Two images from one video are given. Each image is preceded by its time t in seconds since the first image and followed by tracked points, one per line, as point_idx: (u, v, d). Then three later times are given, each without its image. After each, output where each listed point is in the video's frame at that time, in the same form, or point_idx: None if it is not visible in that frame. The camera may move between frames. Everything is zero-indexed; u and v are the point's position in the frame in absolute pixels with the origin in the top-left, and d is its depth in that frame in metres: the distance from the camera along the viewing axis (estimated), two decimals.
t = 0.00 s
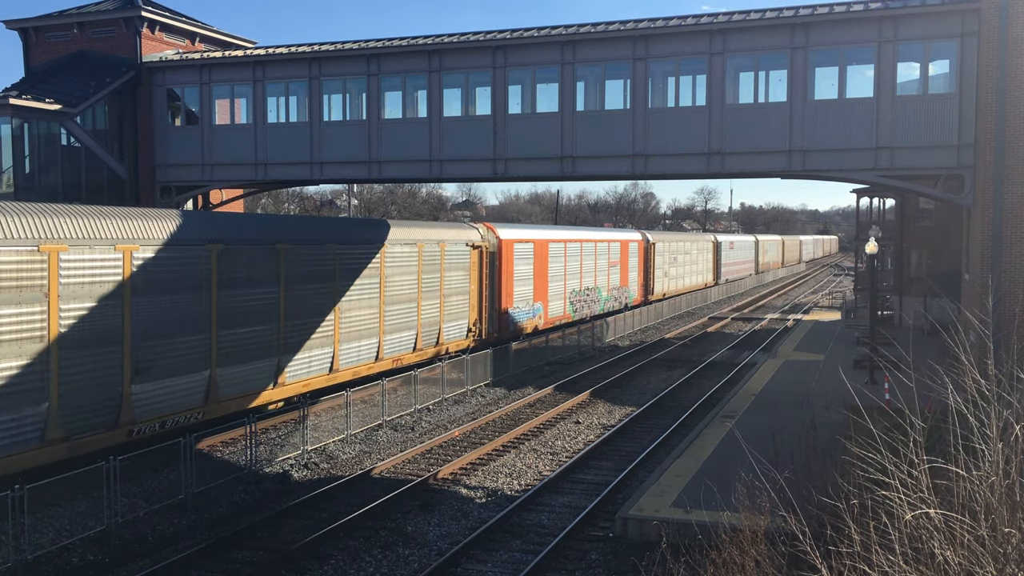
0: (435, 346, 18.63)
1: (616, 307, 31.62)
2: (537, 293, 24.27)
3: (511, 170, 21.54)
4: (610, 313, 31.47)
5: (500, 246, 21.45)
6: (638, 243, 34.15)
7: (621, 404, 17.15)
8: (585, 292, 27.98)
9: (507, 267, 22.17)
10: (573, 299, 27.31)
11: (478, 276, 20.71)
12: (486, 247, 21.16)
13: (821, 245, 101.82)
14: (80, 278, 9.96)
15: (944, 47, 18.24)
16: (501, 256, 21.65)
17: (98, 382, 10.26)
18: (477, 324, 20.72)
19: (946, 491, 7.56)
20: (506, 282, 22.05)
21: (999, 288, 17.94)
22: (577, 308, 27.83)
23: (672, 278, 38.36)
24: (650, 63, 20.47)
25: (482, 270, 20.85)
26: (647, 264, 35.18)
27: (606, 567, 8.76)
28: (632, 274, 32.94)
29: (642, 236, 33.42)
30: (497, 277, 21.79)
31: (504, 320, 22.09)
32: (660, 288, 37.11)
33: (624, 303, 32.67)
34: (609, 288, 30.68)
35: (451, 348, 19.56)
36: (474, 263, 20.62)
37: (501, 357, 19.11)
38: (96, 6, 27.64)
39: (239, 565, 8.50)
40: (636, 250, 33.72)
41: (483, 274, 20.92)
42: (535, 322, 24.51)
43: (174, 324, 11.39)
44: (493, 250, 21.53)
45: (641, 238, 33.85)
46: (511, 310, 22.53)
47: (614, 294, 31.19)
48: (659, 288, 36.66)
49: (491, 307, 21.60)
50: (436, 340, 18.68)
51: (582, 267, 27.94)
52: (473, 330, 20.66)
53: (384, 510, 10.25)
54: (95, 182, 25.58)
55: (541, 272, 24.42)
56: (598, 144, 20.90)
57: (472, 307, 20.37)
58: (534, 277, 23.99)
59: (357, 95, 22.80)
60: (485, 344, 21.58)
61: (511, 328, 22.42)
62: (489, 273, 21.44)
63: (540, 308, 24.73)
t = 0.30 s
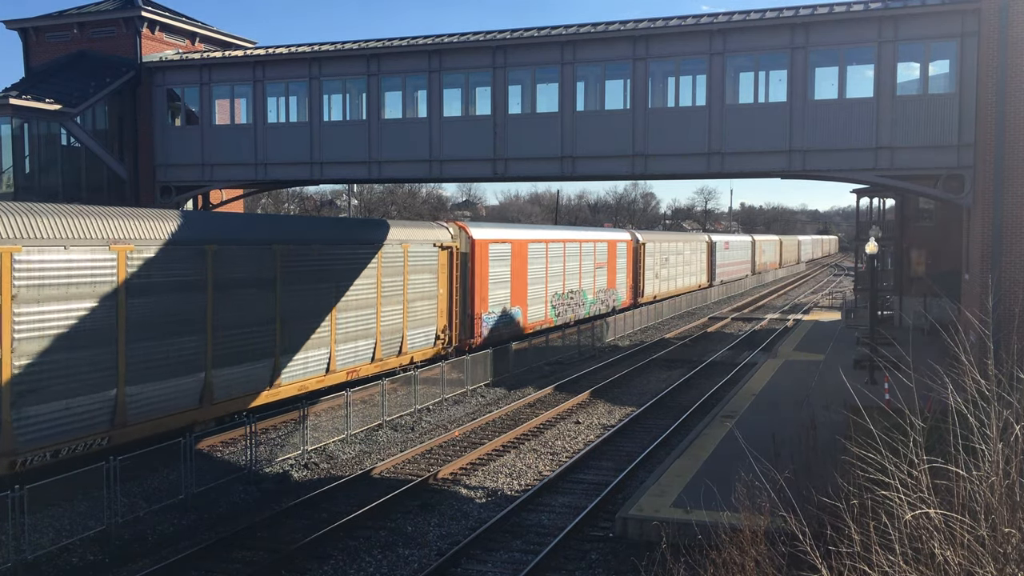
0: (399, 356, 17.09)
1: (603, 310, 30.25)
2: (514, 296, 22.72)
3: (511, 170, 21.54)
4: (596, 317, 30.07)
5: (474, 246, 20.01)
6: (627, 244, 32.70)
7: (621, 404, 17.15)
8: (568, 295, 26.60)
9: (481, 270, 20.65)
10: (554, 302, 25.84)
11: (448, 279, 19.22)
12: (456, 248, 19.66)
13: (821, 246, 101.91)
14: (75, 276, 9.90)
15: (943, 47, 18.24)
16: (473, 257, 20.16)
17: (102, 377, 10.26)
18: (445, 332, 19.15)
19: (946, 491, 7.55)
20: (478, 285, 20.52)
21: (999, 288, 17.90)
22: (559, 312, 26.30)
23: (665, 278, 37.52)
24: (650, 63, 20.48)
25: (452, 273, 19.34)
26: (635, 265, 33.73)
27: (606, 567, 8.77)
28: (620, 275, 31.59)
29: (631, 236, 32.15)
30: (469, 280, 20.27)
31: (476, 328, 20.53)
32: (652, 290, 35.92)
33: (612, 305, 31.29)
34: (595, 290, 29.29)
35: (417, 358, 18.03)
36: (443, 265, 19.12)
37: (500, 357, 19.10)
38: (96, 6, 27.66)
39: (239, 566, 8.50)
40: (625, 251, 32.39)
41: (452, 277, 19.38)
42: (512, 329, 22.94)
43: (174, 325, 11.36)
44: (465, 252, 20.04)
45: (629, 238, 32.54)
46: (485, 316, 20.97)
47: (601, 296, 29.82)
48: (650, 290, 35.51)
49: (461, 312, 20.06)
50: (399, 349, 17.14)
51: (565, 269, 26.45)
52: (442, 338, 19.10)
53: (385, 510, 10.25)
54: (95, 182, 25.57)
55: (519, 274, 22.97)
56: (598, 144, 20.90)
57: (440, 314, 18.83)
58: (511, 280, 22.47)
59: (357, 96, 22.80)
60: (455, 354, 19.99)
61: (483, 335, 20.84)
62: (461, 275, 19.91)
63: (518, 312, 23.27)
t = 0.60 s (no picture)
0: (353, 368, 15.64)
1: (587, 314, 28.84)
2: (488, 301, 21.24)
3: (511, 170, 21.54)
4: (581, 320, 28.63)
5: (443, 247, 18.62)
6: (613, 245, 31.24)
7: (621, 404, 17.16)
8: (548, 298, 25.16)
9: (451, 273, 19.22)
10: (533, 306, 24.35)
11: (413, 283, 17.78)
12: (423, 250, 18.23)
13: (821, 246, 101.94)
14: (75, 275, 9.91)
15: (943, 47, 18.24)
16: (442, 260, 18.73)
17: (95, 378, 10.24)
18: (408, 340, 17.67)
19: (946, 491, 7.55)
20: (448, 289, 19.06)
21: (999, 288, 17.80)
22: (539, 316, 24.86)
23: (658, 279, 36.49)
24: (650, 63, 20.47)
25: (417, 276, 17.91)
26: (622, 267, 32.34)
27: (606, 567, 8.76)
28: (607, 277, 30.24)
29: (618, 237, 30.83)
30: (437, 283, 18.82)
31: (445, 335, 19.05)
32: (642, 293, 34.70)
33: (597, 308, 29.87)
34: (579, 293, 27.89)
35: (375, 369, 16.57)
36: (408, 267, 17.69)
37: (500, 357, 19.11)
38: (96, 6, 27.65)
39: (239, 566, 8.50)
40: (613, 251, 31.03)
41: (417, 280, 17.93)
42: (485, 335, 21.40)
43: (176, 326, 11.42)
44: (433, 254, 18.63)
45: (616, 238, 31.21)
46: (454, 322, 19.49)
47: (585, 298, 28.39)
48: (640, 291, 34.30)
49: (428, 318, 18.60)
50: (353, 359, 15.66)
51: (546, 271, 25.03)
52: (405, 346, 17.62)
53: (385, 510, 10.26)
54: (95, 182, 25.55)
55: (495, 277, 21.53)
56: (598, 144, 20.90)
57: (402, 321, 17.36)
58: (484, 283, 21.00)
59: (357, 95, 22.79)
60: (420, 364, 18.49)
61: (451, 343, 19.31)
62: (428, 279, 18.49)
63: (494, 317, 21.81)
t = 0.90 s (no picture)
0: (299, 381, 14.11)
1: (570, 318, 27.33)
2: (459, 306, 19.65)
3: (511, 170, 21.54)
4: (566, 323, 27.23)
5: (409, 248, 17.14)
6: (599, 245, 29.72)
7: (621, 404, 17.16)
8: (528, 301, 23.68)
9: (417, 277, 17.60)
10: (510, 311, 22.76)
11: (371, 288, 16.24)
12: (384, 252, 16.62)
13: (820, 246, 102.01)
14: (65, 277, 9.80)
15: (944, 47, 18.23)
16: (406, 262, 17.10)
17: (96, 378, 10.24)
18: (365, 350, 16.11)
19: (946, 491, 7.54)
20: (413, 294, 17.48)
21: (999, 289, 17.71)
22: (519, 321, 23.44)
23: (650, 281, 35.28)
24: (650, 63, 20.47)
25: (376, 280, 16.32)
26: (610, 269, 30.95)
27: (606, 567, 8.76)
28: (592, 279, 28.76)
29: (604, 237, 29.41)
30: (401, 287, 17.20)
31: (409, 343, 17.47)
32: (633, 295, 33.47)
33: (581, 312, 28.37)
34: (562, 296, 26.35)
35: (327, 382, 15.06)
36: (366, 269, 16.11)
37: (500, 357, 19.11)
38: (97, 7, 27.65)
39: (239, 566, 8.49)
40: (599, 253, 29.54)
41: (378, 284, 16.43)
42: (456, 342, 19.78)
43: (177, 326, 11.44)
44: (395, 256, 16.95)
45: (603, 238, 29.69)
46: (421, 329, 17.92)
47: (568, 301, 26.87)
48: (631, 294, 33.06)
49: (391, 325, 17.09)
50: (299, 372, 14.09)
51: (525, 274, 23.43)
52: (361, 356, 16.06)
53: (385, 510, 10.26)
54: (95, 181, 25.40)
55: (467, 280, 19.90)
56: (598, 144, 20.92)
57: (358, 329, 15.79)
58: (455, 287, 19.40)
59: (357, 95, 22.79)
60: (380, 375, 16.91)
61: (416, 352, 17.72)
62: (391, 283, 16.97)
63: (466, 323, 20.22)
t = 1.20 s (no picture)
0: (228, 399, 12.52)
1: (552, 322, 25.91)
2: (425, 312, 18.21)
3: (511, 170, 21.54)
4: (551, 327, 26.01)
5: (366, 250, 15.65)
6: (585, 246, 28.30)
7: (621, 405, 17.15)
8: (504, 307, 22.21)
9: (376, 280, 16.14)
10: (484, 316, 21.29)
11: (321, 292, 14.77)
12: (338, 253, 15.15)
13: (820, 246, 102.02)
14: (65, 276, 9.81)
15: (944, 47, 18.23)
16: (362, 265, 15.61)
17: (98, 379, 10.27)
18: (314, 361, 14.62)
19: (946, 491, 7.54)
20: (370, 299, 16.00)
21: (999, 289, 17.72)
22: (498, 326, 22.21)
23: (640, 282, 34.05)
24: (650, 63, 20.48)
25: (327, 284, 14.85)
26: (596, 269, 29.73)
27: (606, 567, 8.76)
28: (576, 281, 27.39)
29: (589, 237, 28.02)
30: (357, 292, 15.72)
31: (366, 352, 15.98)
32: (622, 297, 32.21)
33: (564, 316, 26.98)
34: (542, 300, 24.90)
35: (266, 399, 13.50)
36: (315, 273, 14.64)
37: (500, 357, 19.11)
38: (97, 7, 27.66)
39: (239, 565, 8.49)
40: (584, 253, 28.19)
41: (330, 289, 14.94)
42: (422, 350, 18.31)
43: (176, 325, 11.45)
44: (350, 258, 15.40)
45: (587, 239, 28.32)
46: (380, 337, 16.43)
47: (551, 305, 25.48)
48: (619, 297, 31.82)
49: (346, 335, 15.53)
50: (231, 387, 12.57)
51: (502, 276, 22.07)
52: (310, 368, 14.56)
53: (385, 510, 10.26)
54: (95, 182, 25.38)
55: (433, 283, 18.40)
56: (598, 144, 20.93)
57: (305, 337, 14.32)
58: (420, 292, 17.96)
59: (357, 95, 22.79)
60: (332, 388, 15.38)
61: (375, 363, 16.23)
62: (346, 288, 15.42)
63: (434, 330, 18.77)
